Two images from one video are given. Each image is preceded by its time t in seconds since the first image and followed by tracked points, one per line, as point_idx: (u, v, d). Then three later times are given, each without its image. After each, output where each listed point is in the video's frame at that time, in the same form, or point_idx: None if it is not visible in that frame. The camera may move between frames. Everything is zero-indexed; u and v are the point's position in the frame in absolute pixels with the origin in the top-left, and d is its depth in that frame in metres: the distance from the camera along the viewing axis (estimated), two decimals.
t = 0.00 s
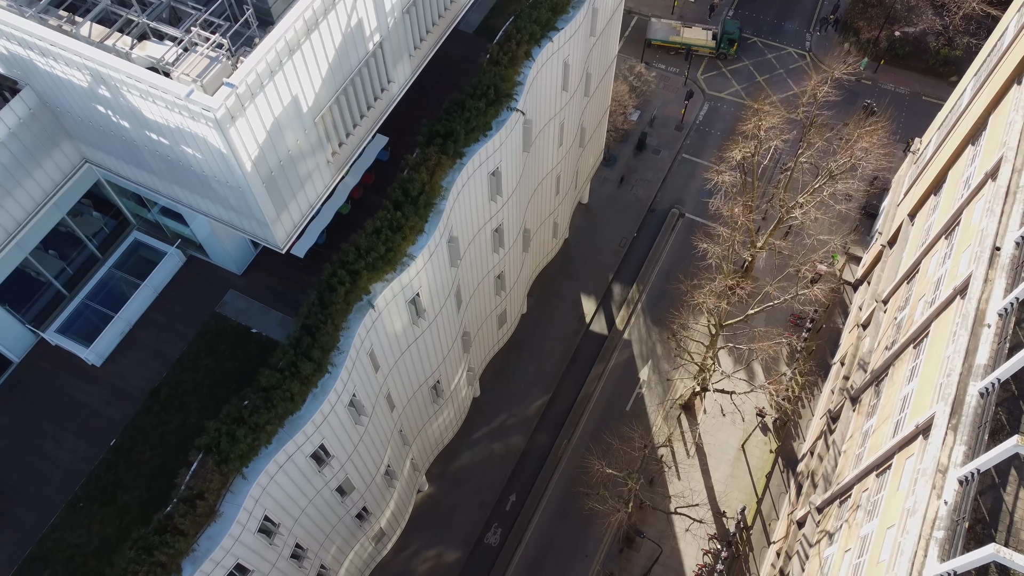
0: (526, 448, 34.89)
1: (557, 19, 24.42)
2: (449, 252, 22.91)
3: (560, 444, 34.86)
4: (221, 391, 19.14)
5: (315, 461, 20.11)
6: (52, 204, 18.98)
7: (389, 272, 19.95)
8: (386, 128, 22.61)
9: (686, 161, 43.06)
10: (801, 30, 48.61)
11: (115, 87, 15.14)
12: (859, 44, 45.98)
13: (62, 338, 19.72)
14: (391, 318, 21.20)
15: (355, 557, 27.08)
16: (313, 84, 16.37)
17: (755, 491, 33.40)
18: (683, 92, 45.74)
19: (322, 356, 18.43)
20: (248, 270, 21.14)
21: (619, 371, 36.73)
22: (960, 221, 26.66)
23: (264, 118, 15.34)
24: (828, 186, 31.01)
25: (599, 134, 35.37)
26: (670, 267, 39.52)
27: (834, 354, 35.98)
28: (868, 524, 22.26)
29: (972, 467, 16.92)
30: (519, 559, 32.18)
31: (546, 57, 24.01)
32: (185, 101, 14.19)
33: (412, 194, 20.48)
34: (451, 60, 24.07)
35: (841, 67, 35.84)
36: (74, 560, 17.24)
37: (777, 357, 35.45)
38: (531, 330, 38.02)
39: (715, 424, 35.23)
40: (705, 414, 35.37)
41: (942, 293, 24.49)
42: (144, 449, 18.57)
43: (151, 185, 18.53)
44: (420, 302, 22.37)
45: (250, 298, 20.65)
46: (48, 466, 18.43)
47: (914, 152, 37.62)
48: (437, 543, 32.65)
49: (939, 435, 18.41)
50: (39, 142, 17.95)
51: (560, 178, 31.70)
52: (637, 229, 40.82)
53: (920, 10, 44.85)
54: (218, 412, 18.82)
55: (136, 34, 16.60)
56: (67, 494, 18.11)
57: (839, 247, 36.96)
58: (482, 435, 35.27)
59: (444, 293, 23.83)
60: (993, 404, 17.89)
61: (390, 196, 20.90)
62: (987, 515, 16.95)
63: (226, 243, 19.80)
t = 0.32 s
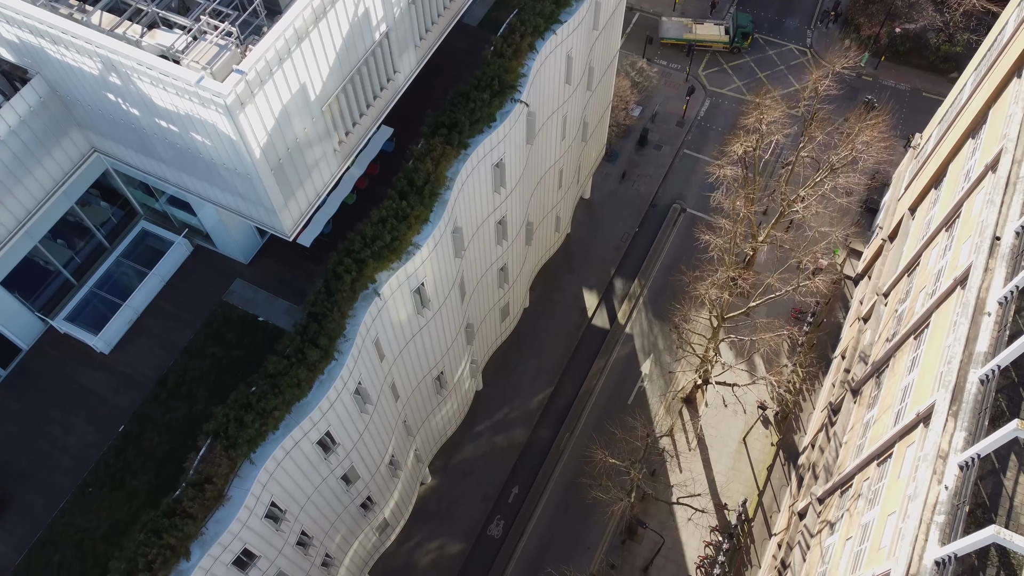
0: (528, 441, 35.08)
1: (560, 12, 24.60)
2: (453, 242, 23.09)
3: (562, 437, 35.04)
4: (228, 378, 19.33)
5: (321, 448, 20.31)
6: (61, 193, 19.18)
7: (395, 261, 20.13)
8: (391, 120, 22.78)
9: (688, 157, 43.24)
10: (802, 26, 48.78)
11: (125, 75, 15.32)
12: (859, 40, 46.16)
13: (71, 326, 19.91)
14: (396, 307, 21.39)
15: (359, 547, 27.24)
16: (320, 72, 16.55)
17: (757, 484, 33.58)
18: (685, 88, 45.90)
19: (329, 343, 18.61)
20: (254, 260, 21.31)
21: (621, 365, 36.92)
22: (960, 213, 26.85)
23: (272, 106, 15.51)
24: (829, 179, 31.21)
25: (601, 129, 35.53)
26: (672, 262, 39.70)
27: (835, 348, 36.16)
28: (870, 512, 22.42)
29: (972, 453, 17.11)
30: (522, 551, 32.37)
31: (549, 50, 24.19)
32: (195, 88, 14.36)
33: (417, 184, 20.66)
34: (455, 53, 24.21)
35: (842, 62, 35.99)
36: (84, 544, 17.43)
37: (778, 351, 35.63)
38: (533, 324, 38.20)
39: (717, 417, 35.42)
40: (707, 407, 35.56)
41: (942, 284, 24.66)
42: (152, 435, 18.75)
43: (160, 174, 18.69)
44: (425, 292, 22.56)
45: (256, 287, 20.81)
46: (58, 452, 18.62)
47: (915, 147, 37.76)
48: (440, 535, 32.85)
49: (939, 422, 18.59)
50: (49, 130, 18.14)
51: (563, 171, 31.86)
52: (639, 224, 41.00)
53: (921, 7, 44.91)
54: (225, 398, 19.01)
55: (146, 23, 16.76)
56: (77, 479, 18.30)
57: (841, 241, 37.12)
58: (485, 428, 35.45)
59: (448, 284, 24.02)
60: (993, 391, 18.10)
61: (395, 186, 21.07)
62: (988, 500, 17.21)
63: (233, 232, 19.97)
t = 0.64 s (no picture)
0: (532, 433, 35.30)
1: (566, 4, 24.80)
2: (459, 232, 23.30)
3: (566, 429, 35.30)
4: (238, 363, 19.53)
5: (330, 434, 20.52)
6: (73, 180, 19.38)
7: (403, 248, 20.35)
8: (399, 110, 22.98)
9: (690, 152, 43.45)
10: (804, 22, 48.97)
11: (139, 60, 15.53)
12: (861, 36, 46.38)
13: (82, 313, 20.12)
14: (404, 295, 21.60)
15: (365, 536, 27.44)
16: (331, 59, 16.74)
17: (759, 475, 33.83)
18: (687, 83, 46.09)
19: (338, 329, 18.84)
20: (263, 248, 21.50)
21: (624, 358, 37.15)
22: (962, 204, 27.06)
23: (284, 91, 15.70)
24: (832, 172, 31.43)
25: (605, 122, 35.73)
26: (675, 256, 39.92)
27: (838, 340, 36.36)
28: (873, 499, 22.62)
29: (975, 436, 17.32)
30: (526, 542, 32.62)
31: (555, 41, 24.40)
32: (209, 73, 14.55)
33: (424, 172, 20.87)
34: (461, 44, 24.40)
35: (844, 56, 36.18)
36: (97, 527, 17.66)
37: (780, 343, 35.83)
38: (537, 317, 38.41)
39: (720, 410, 35.65)
40: (710, 399, 35.77)
41: (945, 274, 24.86)
42: (163, 420, 18.96)
43: (171, 161, 18.89)
44: (432, 281, 22.78)
45: (266, 275, 21.01)
46: (70, 436, 18.83)
47: (917, 141, 37.94)
48: (444, 526, 33.09)
49: (942, 407, 18.79)
50: (62, 118, 18.34)
51: (567, 164, 32.05)
52: (642, 218, 41.21)
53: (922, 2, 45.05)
54: (235, 383, 19.22)
55: (159, 10, 16.92)
56: (88, 463, 18.49)
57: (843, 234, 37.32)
58: (489, 420, 35.67)
59: (454, 273, 24.23)
60: (995, 376, 18.34)
61: (403, 175, 21.27)
62: (990, 483, 17.45)
63: (242, 220, 20.19)
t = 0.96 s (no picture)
0: (536, 424, 35.58)
1: None
2: (468, 220, 23.53)
3: (571, 420, 35.59)
4: (250, 347, 19.75)
5: (340, 419, 20.75)
6: (88, 167, 19.61)
7: (412, 235, 20.59)
8: (407, 99, 23.20)
9: (693, 146, 43.68)
10: (806, 18, 49.16)
11: (156, 46, 15.76)
12: (863, 31, 46.59)
13: (95, 298, 20.35)
14: (413, 282, 21.82)
15: (373, 524, 27.67)
16: (344, 46, 16.96)
17: (763, 466, 34.10)
18: (690, 78, 46.29)
19: (350, 313, 19.09)
20: (274, 235, 21.72)
21: (628, 350, 37.39)
22: (965, 193, 27.27)
23: (299, 76, 15.92)
24: (835, 164, 31.67)
25: (609, 115, 35.94)
26: (678, 249, 40.15)
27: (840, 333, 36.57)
28: (877, 484, 22.87)
29: (980, 417, 17.53)
30: (531, 532, 32.94)
31: (561, 32, 24.61)
32: (225, 57, 14.78)
33: (434, 159, 21.08)
34: (469, 34, 24.61)
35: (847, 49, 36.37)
36: (112, 507, 17.92)
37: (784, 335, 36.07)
38: (541, 310, 38.65)
39: (723, 401, 35.90)
40: (714, 391, 36.01)
41: (948, 262, 25.09)
42: (177, 403, 19.22)
43: (185, 147, 19.11)
44: (440, 268, 23.01)
45: (277, 261, 21.23)
46: (85, 419, 19.12)
47: (919, 134, 38.16)
48: (450, 516, 33.40)
49: (947, 390, 19.00)
50: (77, 105, 18.57)
51: (572, 156, 32.28)
52: (645, 212, 41.44)
53: None
54: (248, 367, 19.45)
55: None
56: (103, 446, 18.77)
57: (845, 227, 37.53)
58: (494, 411, 35.95)
59: (462, 262, 24.47)
60: (998, 359, 18.54)
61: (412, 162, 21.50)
62: (995, 464, 17.73)
63: (254, 206, 20.41)
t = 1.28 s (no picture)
0: (543, 415, 35.85)
1: None
2: (479, 208, 23.79)
3: (578, 410, 35.86)
4: (266, 331, 19.95)
5: (355, 402, 20.99)
6: (106, 152, 19.83)
7: (426, 221, 20.83)
8: (419, 87, 23.43)
9: (698, 140, 43.91)
10: (810, 12, 49.37)
11: (178, 29, 15.98)
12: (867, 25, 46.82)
13: (113, 282, 20.57)
14: (426, 268, 22.06)
15: (383, 511, 27.90)
16: (361, 31, 17.19)
17: (769, 456, 34.42)
18: (695, 73, 46.50)
19: (366, 296, 19.34)
20: (289, 221, 21.93)
21: (634, 341, 37.64)
22: (971, 183, 27.55)
23: (318, 60, 16.15)
24: (840, 155, 31.91)
25: (615, 108, 36.17)
26: (683, 241, 40.39)
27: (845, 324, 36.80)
28: (885, 468, 23.11)
29: (988, 397, 17.81)
30: (539, 522, 33.22)
31: (571, 22, 24.85)
32: (247, 40, 15.01)
33: (447, 146, 21.31)
34: (479, 24, 24.82)
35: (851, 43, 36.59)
36: (131, 487, 18.13)
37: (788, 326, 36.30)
38: (548, 302, 38.89)
39: (729, 392, 36.17)
40: (719, 382, 36.26)
41: (954, 250, 25.35)
42: (193, 385, 19.40)
43: (202, 133, 19.34)
44: (452, 255, 23.25)
45: (292, 247, 21.44)
46: (103, 402, 19.32)
47: (923, 127, 38.38)
48: (458, 505, 33.71)
49: (955, 371, 19.25)
50: (96, 90, 18.80)
51: (579, 147, 32.52)
52: (650, 205, 41.67)
53: None
54: (264, 350, 19.65)
55: None
56: (122, 428, 18.98)
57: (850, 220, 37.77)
58: (501, 402, 36.21)
59: (473, 249, 24.71)
60: (1006, 341, 18.79)
61: (425, 149, 21.72)
62: (1003, 444, 17.85)
63: (270, 191, 20.62)
